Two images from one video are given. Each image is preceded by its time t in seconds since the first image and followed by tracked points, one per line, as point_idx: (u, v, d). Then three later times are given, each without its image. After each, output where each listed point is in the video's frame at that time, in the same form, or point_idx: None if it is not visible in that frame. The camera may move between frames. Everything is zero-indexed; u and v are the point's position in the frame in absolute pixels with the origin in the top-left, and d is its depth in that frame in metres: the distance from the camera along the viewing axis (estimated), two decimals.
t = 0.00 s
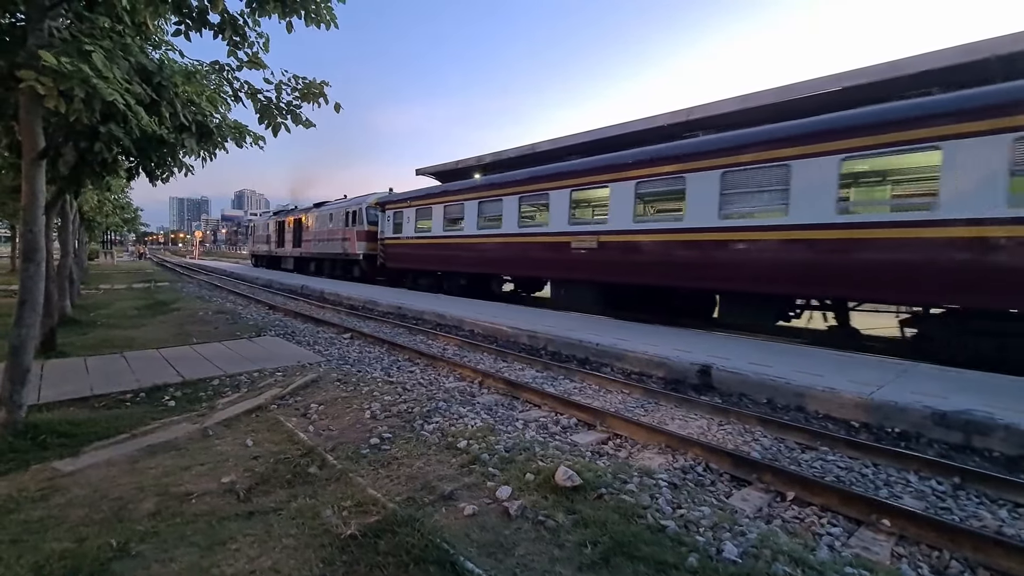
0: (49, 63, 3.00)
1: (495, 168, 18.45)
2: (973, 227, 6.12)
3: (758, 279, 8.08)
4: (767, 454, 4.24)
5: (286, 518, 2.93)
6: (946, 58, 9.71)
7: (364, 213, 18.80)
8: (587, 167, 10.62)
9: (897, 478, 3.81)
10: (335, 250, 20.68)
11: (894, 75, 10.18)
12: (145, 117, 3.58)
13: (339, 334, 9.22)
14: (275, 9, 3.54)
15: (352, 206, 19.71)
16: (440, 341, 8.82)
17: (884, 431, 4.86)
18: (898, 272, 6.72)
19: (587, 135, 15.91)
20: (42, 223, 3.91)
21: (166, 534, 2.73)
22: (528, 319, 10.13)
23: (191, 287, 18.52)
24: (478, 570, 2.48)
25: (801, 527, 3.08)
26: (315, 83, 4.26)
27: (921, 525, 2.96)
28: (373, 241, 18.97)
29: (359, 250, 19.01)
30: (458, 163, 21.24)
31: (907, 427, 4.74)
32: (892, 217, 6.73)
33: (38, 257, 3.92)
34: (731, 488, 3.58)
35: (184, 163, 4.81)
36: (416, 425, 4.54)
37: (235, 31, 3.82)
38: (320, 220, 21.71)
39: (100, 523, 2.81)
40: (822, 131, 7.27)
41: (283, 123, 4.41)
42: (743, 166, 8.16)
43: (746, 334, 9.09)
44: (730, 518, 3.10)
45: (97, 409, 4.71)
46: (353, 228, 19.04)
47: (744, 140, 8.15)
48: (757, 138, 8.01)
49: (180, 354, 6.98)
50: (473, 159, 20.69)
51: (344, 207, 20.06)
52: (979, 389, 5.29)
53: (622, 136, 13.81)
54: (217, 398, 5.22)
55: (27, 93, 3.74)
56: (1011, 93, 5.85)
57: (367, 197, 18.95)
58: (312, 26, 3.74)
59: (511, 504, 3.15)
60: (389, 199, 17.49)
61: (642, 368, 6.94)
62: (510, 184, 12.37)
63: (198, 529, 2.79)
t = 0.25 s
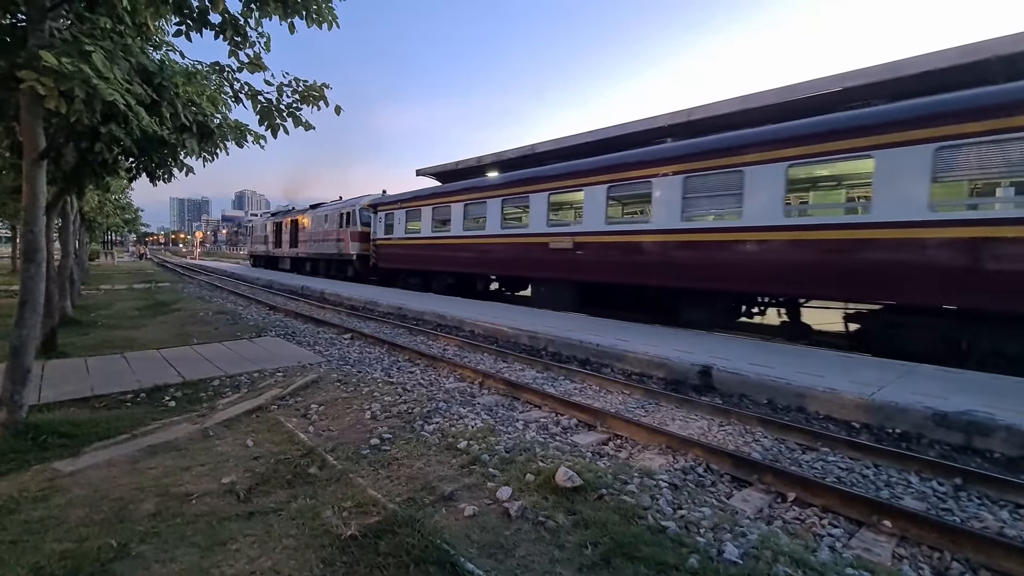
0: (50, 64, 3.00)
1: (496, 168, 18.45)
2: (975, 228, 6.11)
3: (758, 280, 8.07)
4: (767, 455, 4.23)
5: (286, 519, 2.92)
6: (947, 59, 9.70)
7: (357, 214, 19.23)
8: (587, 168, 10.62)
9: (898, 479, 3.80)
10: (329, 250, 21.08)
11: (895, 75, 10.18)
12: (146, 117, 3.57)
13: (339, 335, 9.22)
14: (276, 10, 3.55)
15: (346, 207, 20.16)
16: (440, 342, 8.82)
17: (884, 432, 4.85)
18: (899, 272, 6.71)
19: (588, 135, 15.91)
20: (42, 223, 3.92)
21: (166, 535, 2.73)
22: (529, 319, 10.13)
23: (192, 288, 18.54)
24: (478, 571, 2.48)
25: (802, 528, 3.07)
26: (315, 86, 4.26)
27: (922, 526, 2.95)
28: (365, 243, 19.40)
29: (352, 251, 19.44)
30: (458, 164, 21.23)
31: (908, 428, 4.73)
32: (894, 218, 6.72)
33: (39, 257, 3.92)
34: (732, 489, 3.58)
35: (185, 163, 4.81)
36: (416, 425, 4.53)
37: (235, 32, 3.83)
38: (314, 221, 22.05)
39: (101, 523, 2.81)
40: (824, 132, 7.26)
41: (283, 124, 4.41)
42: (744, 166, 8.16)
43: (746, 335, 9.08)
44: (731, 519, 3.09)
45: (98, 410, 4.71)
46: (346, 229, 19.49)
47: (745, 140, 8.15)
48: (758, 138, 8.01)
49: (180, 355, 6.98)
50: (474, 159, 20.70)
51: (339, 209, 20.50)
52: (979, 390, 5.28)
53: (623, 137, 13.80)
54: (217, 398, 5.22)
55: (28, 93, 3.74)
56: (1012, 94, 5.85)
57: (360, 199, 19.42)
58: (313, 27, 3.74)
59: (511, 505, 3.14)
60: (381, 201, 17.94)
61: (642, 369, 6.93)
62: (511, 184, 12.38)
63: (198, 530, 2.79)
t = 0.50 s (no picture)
0: (51, 63, 3.00)
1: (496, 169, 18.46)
2: (976, 228, 6.10)
3: (759, 280, 8.06)
4: (769, 456, 4.22)
5: (287, 519, 2.92)
6: (947, 59, 9.69)
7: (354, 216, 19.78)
8: (588, 168, 10.61)
9: (899, 480, 3.79)
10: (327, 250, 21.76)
11: (897, 76, 10.17)
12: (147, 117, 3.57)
13: (340, 335, 9.21)
14: (277, 11, 3.55)
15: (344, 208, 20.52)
16: (441, 342, 8.81)
17: (886, 432, 4.84)
18: (901, 273, 6.69)
19: (589, 136, 15.91)
20: (43, 223, 3.92)
21: (166, 535, 2.72)
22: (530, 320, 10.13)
23: (192, 288, 18.57)
24: (479, 572, 2.47)
25: (804, 529, 3.06)
26: (316, 87, 4.26)
27: (925, 528, 2.94)
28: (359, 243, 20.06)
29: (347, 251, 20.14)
30: (459, 165, 21.24)
31: (910, 429, 4.72)
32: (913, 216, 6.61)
33: (40, 257, 3.92)
34: (733, 490, 3.57)
35: (186, 164, 4.81)
36: (417, 425, 4.53)
37: (236, 32, 3.83)
38: (314, 221, 22.41)
39: (101, 523, 2.81)
40: (825, 132, 7.26)
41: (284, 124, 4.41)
42: (745, 166, 8.15)
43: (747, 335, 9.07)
44: (733, 521, 3.08)
45: (99, 410, 4.70)
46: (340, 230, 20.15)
47: (746, 141, 8.14)
48: (759, 139, 8.00)
49: (180, 355, 6.97)
50: (475, 159, 20.72)
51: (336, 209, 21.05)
52: (982, 390, 5.27)
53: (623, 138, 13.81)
54: (218, 398, 5.22)
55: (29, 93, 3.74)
56: (1014, 94, 5.84)
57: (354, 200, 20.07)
58: (314, 28, 3.74)
59: (512, 506, 3.14)
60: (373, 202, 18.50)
61: (643, 369, 6.92)
62: (512, 184, 12.37)
63: (199, 530, 2.78)
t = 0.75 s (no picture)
0: (51, 64, 3.00)
1: (496, 169, 18.46)
2: (977, 228, 6.09)
3: (760, 280, 8.05)
4: (769, 456, 4.22)
5: (287, 520, 2.92)
6: (947, 58, 9.70)
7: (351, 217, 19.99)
8: (588, 168, 10.61)
9: (900, 480, 3.79)
10: (321, 250, 22.50)
11: (897, 75, 10.16)
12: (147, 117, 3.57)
13: (340, 335, 9.22)
14: (277, 12, 3.55)
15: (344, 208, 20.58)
16: (441, 342, 8.81)
17: (887, 432, 4.83)
18: (901, 273, 6.68)
19: (589, 135, 15.92)
20: (43, 223, 3.92)
21: (166, 536, 2.72)
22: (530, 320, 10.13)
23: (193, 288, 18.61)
24: (478, 572, 2.47)
25: (804, 530, 3.06)
26: (316, 87, 4.25)
27: (926, 528, 2.94)
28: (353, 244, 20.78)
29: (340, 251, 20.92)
30: (459, 165, 21.24)
31: (911, 429, 4.71)
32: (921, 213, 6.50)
33: (40, 258, 3.92)
34: (734, 490, 3.57)
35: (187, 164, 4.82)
36: (418, 425, 4.53)
37: (236, 33, 3.83)
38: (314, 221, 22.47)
39: (102, 523, 2.81)
40: (825, 132, 7.25)
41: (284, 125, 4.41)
42: (745, 166, 8.14)
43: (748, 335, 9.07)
44: (733, 521, 3.08)
45: (99, 410, 4.70)
46: (334, 230, 21.04)
47: (746, 141, 8.14)
48: (759, 139, 7.99)
49: (180, 355, 6.97)
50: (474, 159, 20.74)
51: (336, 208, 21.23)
52: (982, 390, 5.26)
53: (623, 138, 13.81)
54: (218, 399, 5.22)
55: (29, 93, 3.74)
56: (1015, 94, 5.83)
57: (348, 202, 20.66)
58: (313, 28, 3.74)
59: (512, 506, 3.13)
60: (366, 204, 19.14)
61: (643, 369, 6.92)
62: (512, 185, 12.38)
63: (199, 531, 2.78)
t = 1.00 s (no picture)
0: (51, 64, 3.00)
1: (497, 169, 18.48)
2: (977, 229, 6.09)
3: (760, 281, 8.04)
4: (770, 457, 4.21)
5: (287, 520, 2.92)
6: (947, 59, 9.69)
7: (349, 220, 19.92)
8: (589, 169, 10.60)
9: (901, 481, 3.79)
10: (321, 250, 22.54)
11: (897, 76, 10.16)
12: (147, 118, 3.57)
13: (340, 335, 9.23)
14: (277, 13, 3.56)
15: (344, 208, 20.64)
16: (441, 342, 8.82)
17: (887, 433, 4.83)
18: (902, 274, 6.68)
19: (589, 136, 15.92)
20: (43, 224, 3.93)
21: (165, 536, 2.72)
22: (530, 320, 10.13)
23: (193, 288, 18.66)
24: (478, 573, 2.47)
25: (805, 531, 3.06)
26: (317, 88, 4.26)
27: (928, 530, 2.93)
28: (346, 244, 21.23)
29: (332, 251, 21.41)
30: (459, 165, 21.26)
31: (911, 430, 4.71)
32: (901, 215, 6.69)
33: (40, 258, 3.93)
34: (734, 490, 3.57)
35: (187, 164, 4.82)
36: (418, 426, 4.53)
37: (236, 34, 3.84)
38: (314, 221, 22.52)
39: (101, 523, 2.81)
40: (826, 133, 7.25)
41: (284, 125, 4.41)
42: (746, 167, 8.14)
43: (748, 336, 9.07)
44: (733, 521, 3.08)
45: (99, 410, 4.70)
46: (329, 230, 21.46)
47: (747, 141, 8.13)
48: (760, 139, 7.99)
49: (180, 355, 6.98)
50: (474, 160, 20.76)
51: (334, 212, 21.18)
52: (982, 391, 5.26)
53: (623, 138, 13.81)
54: (218, 399, 5.22)
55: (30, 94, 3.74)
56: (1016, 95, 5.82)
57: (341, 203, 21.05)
58: (314, 30, 3.74)
59: (512, 507, 3.13)
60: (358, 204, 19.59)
61: (643, 370, 6.92)
62: (512, 185, 12.39)
63: (199, 531, 2.78)
